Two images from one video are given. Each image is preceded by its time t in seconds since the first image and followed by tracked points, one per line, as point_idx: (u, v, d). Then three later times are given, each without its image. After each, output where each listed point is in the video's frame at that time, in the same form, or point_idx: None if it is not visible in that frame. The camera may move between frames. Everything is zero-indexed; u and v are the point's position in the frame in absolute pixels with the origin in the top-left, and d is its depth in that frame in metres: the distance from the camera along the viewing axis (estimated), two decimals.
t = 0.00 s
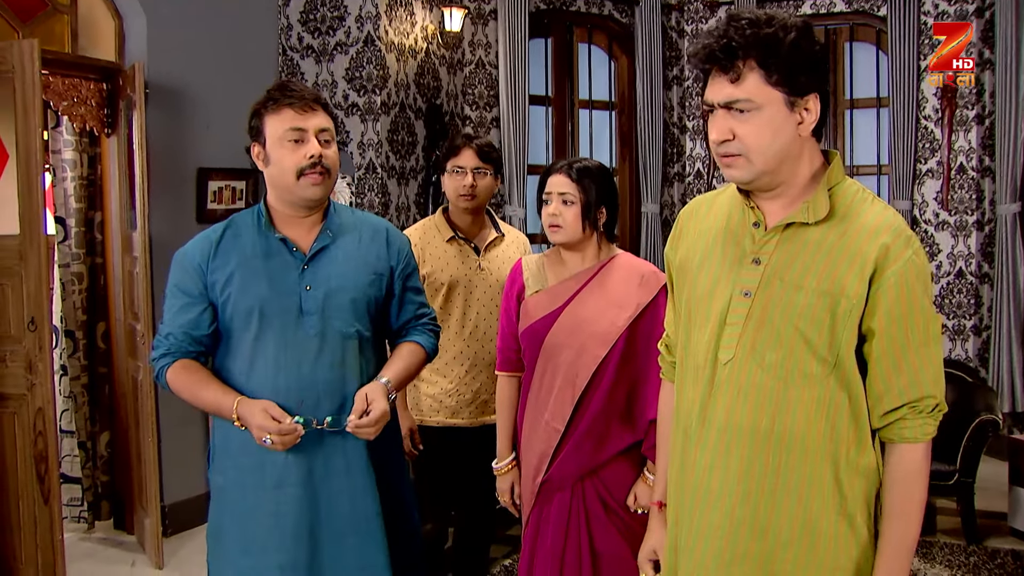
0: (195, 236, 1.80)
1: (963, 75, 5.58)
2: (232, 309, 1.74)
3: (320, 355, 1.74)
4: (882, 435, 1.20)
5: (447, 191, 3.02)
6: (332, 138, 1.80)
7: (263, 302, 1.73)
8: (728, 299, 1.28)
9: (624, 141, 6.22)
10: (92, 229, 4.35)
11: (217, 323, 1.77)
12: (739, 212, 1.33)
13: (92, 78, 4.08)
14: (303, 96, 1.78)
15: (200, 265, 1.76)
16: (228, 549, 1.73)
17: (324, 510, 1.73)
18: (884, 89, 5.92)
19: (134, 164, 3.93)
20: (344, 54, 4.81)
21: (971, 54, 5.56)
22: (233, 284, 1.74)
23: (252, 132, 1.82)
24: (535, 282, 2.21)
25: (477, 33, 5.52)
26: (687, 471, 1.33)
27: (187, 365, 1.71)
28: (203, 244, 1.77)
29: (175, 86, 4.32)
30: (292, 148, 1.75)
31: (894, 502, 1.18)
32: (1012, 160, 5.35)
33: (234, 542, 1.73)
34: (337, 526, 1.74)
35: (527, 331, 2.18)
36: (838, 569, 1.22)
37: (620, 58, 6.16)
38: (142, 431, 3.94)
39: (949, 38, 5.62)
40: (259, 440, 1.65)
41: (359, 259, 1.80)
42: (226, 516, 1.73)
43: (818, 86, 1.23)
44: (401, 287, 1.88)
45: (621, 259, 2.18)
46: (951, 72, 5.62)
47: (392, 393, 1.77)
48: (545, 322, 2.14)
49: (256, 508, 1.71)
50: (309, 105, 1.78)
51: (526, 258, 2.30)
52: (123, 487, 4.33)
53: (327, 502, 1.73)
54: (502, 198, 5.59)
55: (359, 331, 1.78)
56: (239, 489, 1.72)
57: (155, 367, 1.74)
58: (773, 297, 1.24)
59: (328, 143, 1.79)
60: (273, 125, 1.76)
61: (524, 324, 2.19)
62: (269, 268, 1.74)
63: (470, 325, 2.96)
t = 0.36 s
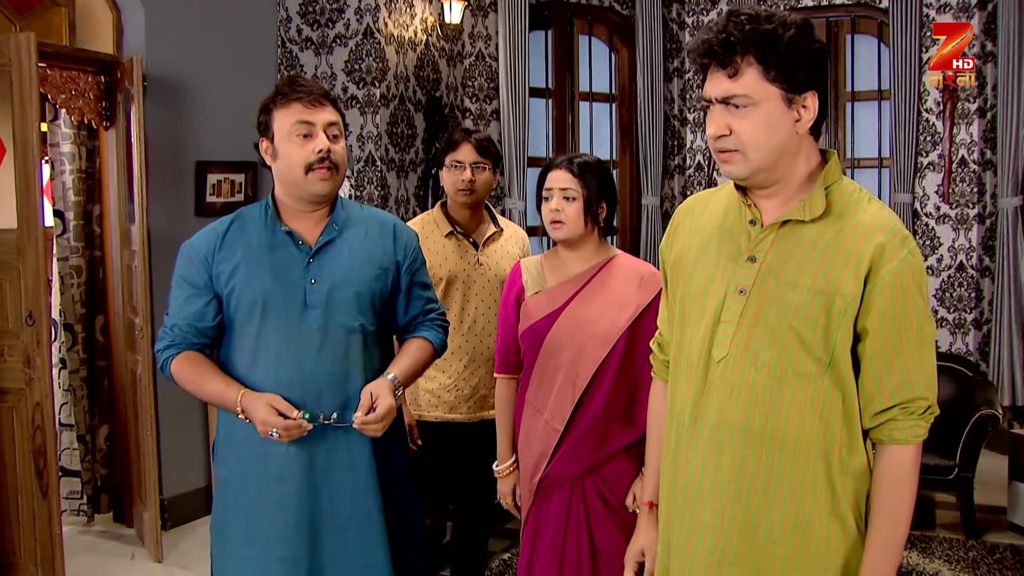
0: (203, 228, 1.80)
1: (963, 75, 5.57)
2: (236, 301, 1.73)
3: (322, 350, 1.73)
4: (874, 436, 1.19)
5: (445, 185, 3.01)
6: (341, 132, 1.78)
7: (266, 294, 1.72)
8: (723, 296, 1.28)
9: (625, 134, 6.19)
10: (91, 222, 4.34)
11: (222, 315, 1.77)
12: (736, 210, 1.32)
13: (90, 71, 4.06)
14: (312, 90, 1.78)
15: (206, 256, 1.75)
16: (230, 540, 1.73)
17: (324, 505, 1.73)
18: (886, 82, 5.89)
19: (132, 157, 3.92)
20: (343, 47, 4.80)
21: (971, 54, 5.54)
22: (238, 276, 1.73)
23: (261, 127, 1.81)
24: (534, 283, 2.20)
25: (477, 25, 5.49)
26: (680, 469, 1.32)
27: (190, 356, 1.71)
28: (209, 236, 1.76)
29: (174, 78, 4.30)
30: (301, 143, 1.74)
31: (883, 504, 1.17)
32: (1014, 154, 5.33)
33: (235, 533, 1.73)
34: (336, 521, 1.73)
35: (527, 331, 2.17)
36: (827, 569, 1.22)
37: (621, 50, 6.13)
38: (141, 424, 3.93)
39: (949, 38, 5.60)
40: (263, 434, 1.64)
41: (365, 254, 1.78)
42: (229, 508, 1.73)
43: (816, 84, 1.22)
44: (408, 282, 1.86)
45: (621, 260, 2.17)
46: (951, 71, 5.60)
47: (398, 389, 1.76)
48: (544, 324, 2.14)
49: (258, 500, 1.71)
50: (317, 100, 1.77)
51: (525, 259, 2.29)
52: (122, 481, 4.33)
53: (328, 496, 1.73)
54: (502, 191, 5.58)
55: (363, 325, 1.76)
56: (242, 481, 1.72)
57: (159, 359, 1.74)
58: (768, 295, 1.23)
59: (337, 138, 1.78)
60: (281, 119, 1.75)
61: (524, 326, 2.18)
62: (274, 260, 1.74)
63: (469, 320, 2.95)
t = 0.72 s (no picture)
0: (200, 226, 1.79)
1: (963, 75, 5.55)
2: (230, 298, 1.72)
3: (314, 351, 1.71)
4: (859, 437, 1.19)
5: (438, 183, 3.00)
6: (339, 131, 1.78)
7: (260, 293, 1.71)
8: (708, 296, 1.27)
9: (620, 130, 6.17)
10: (84, 219, 4.33)
11: (216, 313, 1.76)
12: (720, 211, 1.32)
13: (83, 67, 4.04)
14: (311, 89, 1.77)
15: (202, 254, 1.75)
16: (222, 539, 1.73)
17: (314, 506, 1.72)
18: (881, 78, 5.89)
19: (124, 155, 3.90)
20: (337, 43, 4.74)
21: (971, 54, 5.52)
22: (233, 273, 1.73)
23: (258, 126, 1.80)
24: (526, 287, 2.20)
25: (472, 21, 5.46)
26: (665, 471, 1.32)
27: (185, 354, 1.70)
28: (206, 233, 1.76)
29: (167, 75, 4.28)
30: (298, 142, 1.73)
31: (869, 504, 1.16)
32: (1009, 151, 5.33)
33: (227, 531, 1.72)
34: (327, 523, 1.72)
35: (520, 334, 2.16)
36: (813, 569, 1.21)
37: (617, 46, 6.11)
38: (134, 423, 3.93)
39: (949, 38, 5.57)
40: (252, 433, 1.63)
41: (360, 254, 1.77)
42: (221, 506, 1.73)
43: (799, 84, 1.22)
44: (404, 284, 1.84)
45: (612, 260, 2.17)
46: (951, 71, 5.58)
47: (391, 391, 1.74)
48: (536, 327, 2.13)
49: (252, 500, 1.70)
50: (315, 100, 1.76)
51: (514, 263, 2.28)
52: (115, 479, 4.32)
53: (319, 497, 1.72)
54: (497, 187, 5.57)
55: (357, 326, 1.75)
56: (234, 480, 1.72)
57: (155, 355, 1.73)
58: (753, 294, 1.23)
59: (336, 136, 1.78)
60: (279, 119, 1.74)
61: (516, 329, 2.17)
62: (268, 259, 1.73)
63: (462, 318, 2.94)
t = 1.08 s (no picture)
0: (195, 225, 1.78)
1: (963, 75, 5.54)
2: (224, 299, 1.72)
3: (309, 352, 1.71)
4: (850, 437, 1.18)
5: (435, 182, 2.99)
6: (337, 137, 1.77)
7: (254, 294, 1.70)
8: (695, 300, 1.26)
9: (620, 127, 6.14)
10: (82, 217, 4.32)
11: (211, 313, 1.75)
12: (705, 213, 1.31)
13: (80, 65, 4.02)
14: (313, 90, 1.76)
15: (196, 255, 1.74)
16: (215, 540, 1.73)
17: (308, 507, 1.71)
18: (882, 75, 5.86)
19: (122, 153, 3.89)
20: (336, 40, 4.73)
21: (971, 54, 5.52)
22: (227, 274, 1.72)
23: (257, 126, 1.79)
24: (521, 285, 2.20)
25: (472, 17, 5.43)
26: (655, 476, 1.31)
27: (179, 356, 1.70)
28: (201, 233, 1.75)
29: (165, 72, 4.27)
30: (297, 150, 1.72)
31: (862, 504, 1.16)
32: (1010, 149, 5.31)
33: (221, 532, 1.72)
34: (322, 525, 1.72)
35: (517, 334, 2.15)
36: (807, 571, 1.21)
37: (617, 43, 6.06)
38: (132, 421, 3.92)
39: (949, 38, 5.56)
40: (236, 436, 1.64)
41: (355, 255, 1.76)
42: (215, 507, 1.72)
43: (782, 85, 1.22)
44: (398, 285, 1.84)
45: (609, 260, 2.17)
46: (951, 71, 5.57)
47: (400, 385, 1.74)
48: (534, 327, 2.13)
49: (246, 501, 1.70)
50: (314, 105, 1.74)
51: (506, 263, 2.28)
52: (114, 477, 4.32)
53: (313, 499, 1.71)
54: (496, 184, 5.57)
55: (351, 327, 1.74)
56: (228, 481, 1.71)
57: (150, 354, 1.73)
58: (740, 296, 1.22)
59: (333, 145, 1.76)
60: (276, 125, 1.73)
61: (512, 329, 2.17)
62: (263, 260, 1.72)
63: (459, 318, 2.94)
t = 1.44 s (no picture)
0: (201, 230, 1.78)
1: (963, 75, 5.51)
2: (231, 305, 1.71)
3: (315, 356, 1.70)
4: (849, 442, 1.18)
5: (439, 184, 2.98)
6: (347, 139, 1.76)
7: (261, 301, 1.70)
8: (693, 309, 1.25)
9: (626, 127, 6.10)
10: (87, 217, 4.32)
11: (217, 319, 1.74)
12: (700, 222, 1.31)
13: (85, 65, 4.03)
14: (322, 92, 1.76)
15: (202, 261, 1.73)
16: (218, 544, 1.72)
17: (312, 515, 1.71)
18: (890, 74, 5.83)
19: (127, 153, 3.89)
20: (341, 39, 4.78)
21: (970, 54, 5.48)
22: (233, 280, 1.71)
23: (265, 127, 1.79)
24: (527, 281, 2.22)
25: (477, 17, 5.44)
26: (655, 485, 1.30)
27: (188, 360, 1.69)
28: (206, 238, 1.74)
29: (170, 73, 4.26)
30: (307, 149, 1.71)
31: (862, 509, 1.15)
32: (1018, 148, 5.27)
33: (224, 537, 1.72)
34: (326, 532, 1.71)
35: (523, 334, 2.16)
36: None
37: (623, 42, 6.06)
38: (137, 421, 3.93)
39: (949, 38, 5.53)
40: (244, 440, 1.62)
41: (363, 262, 1.75)
42: (217, 512, 1.72)
43: (771, 91, 1.21)
44: (408, 292, 1.83)
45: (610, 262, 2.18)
46: (951, 71, 5.54)
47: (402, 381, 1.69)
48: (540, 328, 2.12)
49: (250, 507, 1.70)
50: (325, 104, 1.74)
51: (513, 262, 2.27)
52: (119, 476, 4.33)
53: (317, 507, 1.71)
54: (502, 183, 5.56)
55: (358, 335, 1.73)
56: (231, 486, 1.71)
57: (159, 360, 1.73)
58: (737, 303, 1.21)
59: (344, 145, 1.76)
60: (288, 123, 1.73)
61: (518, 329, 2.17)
62: (270, 268, 1.71)
63: (463, 320, 2.94)
